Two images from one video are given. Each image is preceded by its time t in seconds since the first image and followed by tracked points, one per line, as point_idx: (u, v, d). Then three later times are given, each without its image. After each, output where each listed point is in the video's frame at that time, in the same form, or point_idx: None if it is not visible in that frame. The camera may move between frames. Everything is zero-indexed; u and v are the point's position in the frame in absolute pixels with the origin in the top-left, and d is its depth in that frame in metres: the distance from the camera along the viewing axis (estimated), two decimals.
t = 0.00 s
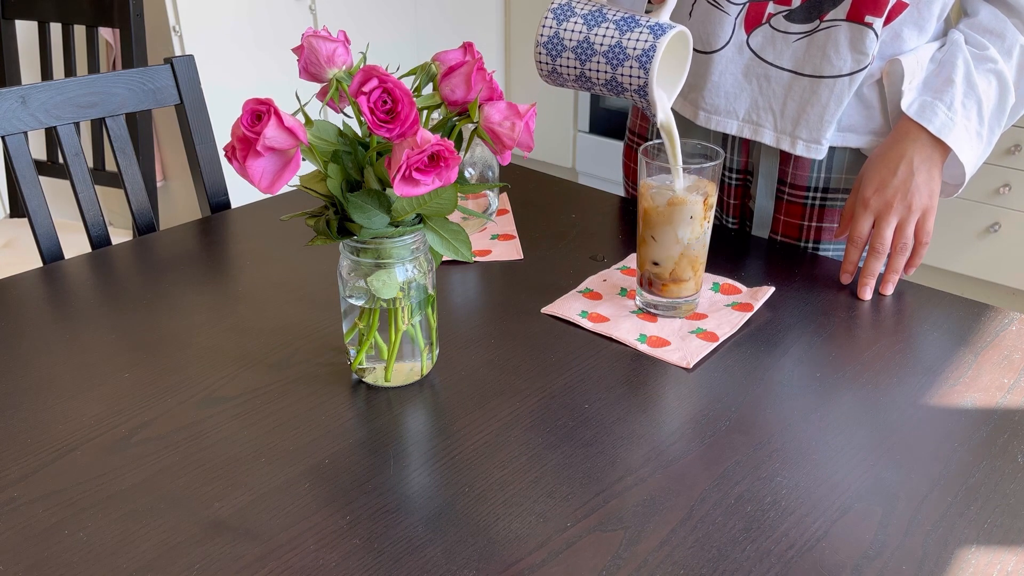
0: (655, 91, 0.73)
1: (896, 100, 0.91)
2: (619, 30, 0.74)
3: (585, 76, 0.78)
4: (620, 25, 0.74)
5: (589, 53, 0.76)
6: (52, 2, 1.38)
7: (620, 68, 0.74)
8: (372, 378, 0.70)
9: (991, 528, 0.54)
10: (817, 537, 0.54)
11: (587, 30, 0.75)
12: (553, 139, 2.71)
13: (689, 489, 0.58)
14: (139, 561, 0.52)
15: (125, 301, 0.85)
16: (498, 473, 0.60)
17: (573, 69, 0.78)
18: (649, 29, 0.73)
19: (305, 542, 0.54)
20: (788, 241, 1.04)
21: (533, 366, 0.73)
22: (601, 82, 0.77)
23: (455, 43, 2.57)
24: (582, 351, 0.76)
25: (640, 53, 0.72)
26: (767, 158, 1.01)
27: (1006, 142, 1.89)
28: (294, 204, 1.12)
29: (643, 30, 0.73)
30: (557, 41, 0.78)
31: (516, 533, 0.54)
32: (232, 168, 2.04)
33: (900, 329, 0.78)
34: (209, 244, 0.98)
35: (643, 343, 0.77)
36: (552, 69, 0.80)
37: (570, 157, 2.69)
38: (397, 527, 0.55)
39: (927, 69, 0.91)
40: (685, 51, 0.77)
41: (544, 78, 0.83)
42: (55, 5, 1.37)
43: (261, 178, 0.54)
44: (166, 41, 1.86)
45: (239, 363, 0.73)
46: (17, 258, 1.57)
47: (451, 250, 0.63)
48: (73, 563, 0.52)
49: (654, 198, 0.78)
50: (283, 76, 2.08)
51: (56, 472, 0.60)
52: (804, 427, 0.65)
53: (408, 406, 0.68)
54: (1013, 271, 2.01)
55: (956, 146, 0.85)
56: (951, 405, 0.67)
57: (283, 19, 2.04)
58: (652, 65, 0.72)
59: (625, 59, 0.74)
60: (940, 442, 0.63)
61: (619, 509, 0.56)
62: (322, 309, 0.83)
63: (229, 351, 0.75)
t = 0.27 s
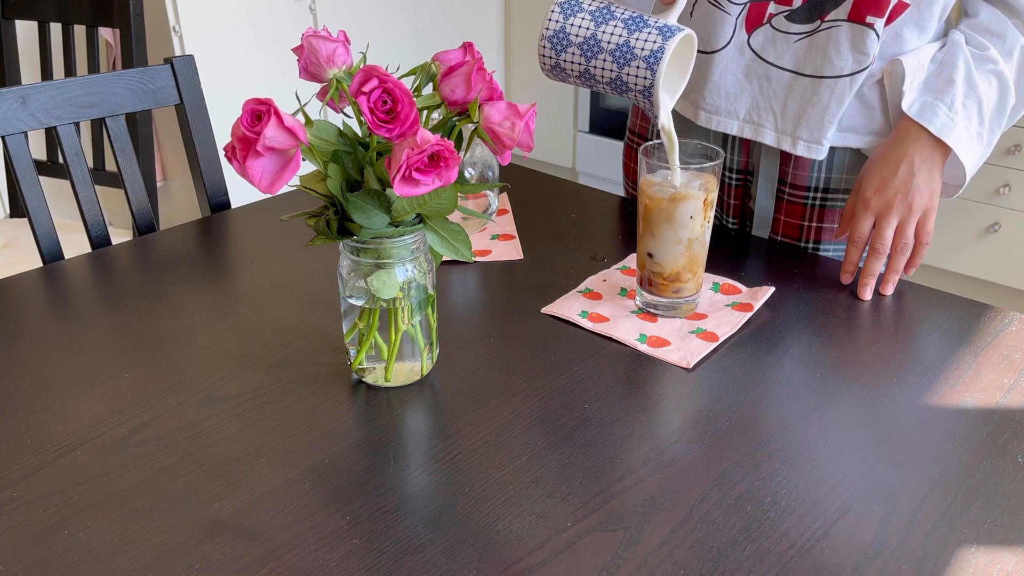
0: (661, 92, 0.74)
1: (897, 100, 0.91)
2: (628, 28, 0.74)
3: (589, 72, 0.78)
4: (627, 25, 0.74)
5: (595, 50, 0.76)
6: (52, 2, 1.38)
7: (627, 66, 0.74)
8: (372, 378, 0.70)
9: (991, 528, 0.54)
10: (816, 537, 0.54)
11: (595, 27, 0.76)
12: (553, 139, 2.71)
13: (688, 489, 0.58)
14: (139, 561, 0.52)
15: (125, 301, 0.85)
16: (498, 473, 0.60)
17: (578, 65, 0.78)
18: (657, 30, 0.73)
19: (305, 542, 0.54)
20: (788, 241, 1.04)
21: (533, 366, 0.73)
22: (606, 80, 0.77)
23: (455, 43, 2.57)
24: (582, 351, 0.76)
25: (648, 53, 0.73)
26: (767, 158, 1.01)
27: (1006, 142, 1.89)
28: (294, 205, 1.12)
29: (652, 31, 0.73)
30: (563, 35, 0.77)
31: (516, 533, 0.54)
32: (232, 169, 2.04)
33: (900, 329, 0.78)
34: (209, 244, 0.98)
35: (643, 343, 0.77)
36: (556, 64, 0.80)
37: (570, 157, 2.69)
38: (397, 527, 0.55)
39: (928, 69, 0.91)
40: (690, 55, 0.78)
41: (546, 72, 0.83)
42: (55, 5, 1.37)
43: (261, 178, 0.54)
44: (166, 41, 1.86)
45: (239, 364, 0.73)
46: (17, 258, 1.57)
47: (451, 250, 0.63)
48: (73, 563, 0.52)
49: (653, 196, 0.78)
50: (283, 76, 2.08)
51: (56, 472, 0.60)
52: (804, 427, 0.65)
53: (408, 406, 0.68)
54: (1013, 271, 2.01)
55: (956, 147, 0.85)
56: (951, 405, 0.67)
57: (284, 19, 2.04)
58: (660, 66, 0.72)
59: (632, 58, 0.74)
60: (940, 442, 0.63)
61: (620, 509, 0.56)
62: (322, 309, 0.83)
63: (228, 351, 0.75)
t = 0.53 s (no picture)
0: (671, 90, 0.74)
1: (897, 100, 0.91)
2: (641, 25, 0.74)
3: (596, 67, 0.78)
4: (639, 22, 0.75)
5: (605, 44, 0.76)
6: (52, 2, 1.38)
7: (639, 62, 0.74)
8: (372, 378, 0.70)
9: (991, 528, 0.54)
10: (817, 537, 0.54)
11: (606, 21, 0.76)
12: (553, 139, 2.71)
13: (688, 489, 0.58)
14: (139, 561, 0.52)
15: (125, 301, 0.85)
16: (498, 473, 0.60)
17: (585, 58, 0.78)
18: (669, 30, 0.74)
19: (305, 543, 0.54)
20: (788, 241, 1.04)
21: (533, 366, 0.73)
22: (613, 75, 0.77)
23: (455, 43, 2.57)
24: (582, 351, 0.76)
25: (660, 51, 0.73)
26: (767, 158, 1.01)
27: (1006, 142, 1.89)
28: (294, 205, 1.12)
29: (665, 30, 0.74)
30: (573, 27, 0.77)
31: (516, 534, 0.54)
32: (232, 169, 2.04)
33: (900, 329, 0.78)
34: (209, 244, 0.98)
35: (643, 343, 0.77)
36: (563, 55, 0.79)
37: (570, 157, 2.69)
38: (397, 527, 0.55)
39: (928, 70, 0.91)
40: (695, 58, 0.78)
41: (550, 64, 0.82)
42: (55, 5, 1.37)
43: (261, 178, 0.54)
44: (166, 41, 1.86)
45: (239, 364, 0.73)
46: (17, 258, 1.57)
47: (451, 250, 0.63)
48: (73, 563, 0.52)
49: (653, 195, 0.78)
50: (283, 76, 2.08)
51: (56, 472, 0.60)
52: (804, 427, 0.65)
53: (408, 406, 0.68)
54: (1013, 271, 2.01)
55: (957, 147, 0.85)
56: (951, 405, 0.67)
57: (284, 19, 2.04)
58: (671, 65, 0.73)
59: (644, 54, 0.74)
60: (940, 442, 0.63)
61: (620, 509, 0.56)
62: (322, 309, 0.83)
63: (229, 351, 0.75)
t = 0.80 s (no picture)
0: (683, 92, 0.75)
1: (897, 100, 0.91)
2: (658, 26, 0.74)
3: (607, 65, 0.78)
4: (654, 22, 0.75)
5: (618, 43, 0.76)
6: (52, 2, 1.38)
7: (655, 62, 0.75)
8: (372, 378, 0.70)
9: (991, 528, 0.54)
10: (816, 537, 0.54)
11: (620, 20, 0.76)
12: (553, 140, 2.71)
13: (688, 489, 0.58)
14: (139, 561, 0.52)
15: (125, 301, 0.85)
16: (498, 473, 0.60)
17: (596, 56, 0.78)
18: (683, 33, 0.74)
19: (305, 543, 0.54)
20: (788, 241, 1.04)
21: (533, 366, 0.73)
22: (623, 74, 0.77)
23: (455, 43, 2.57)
24: (583, 351, 0.76)
25: (675, 53, 0.74)
26: (768, 159, 1.01)
27: (1006, 142, 1.89)
28: (294, 204, 1.12)
29: (678, 33, 0.74)
30: (586, 22, 0.77)
31: (516, 534, 0.54)
32: (232, 169, 2.04)
33: (899, 329, 0.78)
34: (209, 244, 0.98)
35: (643, 343, 0.77)
36: (572, 51, 0.79)
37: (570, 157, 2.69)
38: (398, 527, 0.55)
39: (928, 70, 0.91)
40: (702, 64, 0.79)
41: (556, 59, 0.82)
42: (55, 5, 1.38)
43: (261, 178, 0.54)
44: (166, 41, 1.86)
45: (239, 364, 0.73)
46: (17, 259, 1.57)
47: (451, 250, 0.63)
48: (73, 563, 0.52)
49: (654, 195, 0.78)
50: (283, 75, 2.08)
51: (56, 472, 0.60)
52: (804, 427, 0.65)
53: (408, 406, 0.68)
54: (1013, 271, 2.01)
55: (957, 147, 0.85)
56: (951, 405, 0.67)
57: (283, 19, 2.04)
58: (685, 67, 0.74)
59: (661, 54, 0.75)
60: (940, 442, 0.63)
61: (620, 509, 0.56)
62: (322, 309, 0.83)
63: (229, 351, 0.75)
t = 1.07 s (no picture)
0: (690, 88, 0.76)
1: (897, 100, 0.91)
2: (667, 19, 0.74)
3: (613, 60, 0.78)
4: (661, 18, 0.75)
5: (626, 38, 0.76)
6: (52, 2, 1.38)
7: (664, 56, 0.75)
8: (372, 378, 0.70)
9: (991, 528, 0.54)
10: (816, 537, 0.54)
11: (629, 15, 0.75)
12: (553, 140, 2.71)
13: (689, 489, 0.58)
14: (139, 561, 0.52)
15: (125, 301, 0.85)
16: (498, 473, 0.60)
17: (603, 50, 0.77)
18: (692, 31, 0.75)
19: (305, 543, 0.54)
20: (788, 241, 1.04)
21: (533, 366, 0.73)
22: (630, 70, 0.78)
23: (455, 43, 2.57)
24: (582, 351, 0.76)
25: (683, 51, 0.74)
26: (767, 159, 1.01)
27: (1006, 142, 1.89)
28: (294, 204, 1.12)
29: (687, 31, 0.75)
30: (595, 16, 0.76)
31: (516, 534, 0.54)
32: (232, 169, 2.04)
33: (899, 329, 0.78)
34: (209, 244, 0.98)
35: (643, 343, 0.77)
36: (579, 45, 0.78)
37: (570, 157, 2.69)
38: (398, 527, 0.55)
39: (928, 70, 0.91)
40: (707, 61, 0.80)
41: (561, 52, 0.81)
42: (55, 5, 1.38)
43: (261, 178, 0.54)
44: (166, 41, 1.86)
45: (239, 364, 0.73)
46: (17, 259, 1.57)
47: (451, 250, 0.63)
48: (73, 563, 0.52)
49: (654, 195, 0.78)
50: (283, 75, 2.08)
51: (56, 472, 0.60)
52: (804, 426, 0.65)
53: (408, 406, 0.68)
54: (1013, 271, 2.01)
55: (957, 148, 0.85)
56: (951, 405, 0.67)
57: (283, 19, 2.04)
58: (693, 65, 0.75)
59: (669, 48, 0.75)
60: (940, 442, 0.63)
61: (620, 509, 0.56)
62: (322, 309, 0.83)
63: (229, 351, 0.75)
